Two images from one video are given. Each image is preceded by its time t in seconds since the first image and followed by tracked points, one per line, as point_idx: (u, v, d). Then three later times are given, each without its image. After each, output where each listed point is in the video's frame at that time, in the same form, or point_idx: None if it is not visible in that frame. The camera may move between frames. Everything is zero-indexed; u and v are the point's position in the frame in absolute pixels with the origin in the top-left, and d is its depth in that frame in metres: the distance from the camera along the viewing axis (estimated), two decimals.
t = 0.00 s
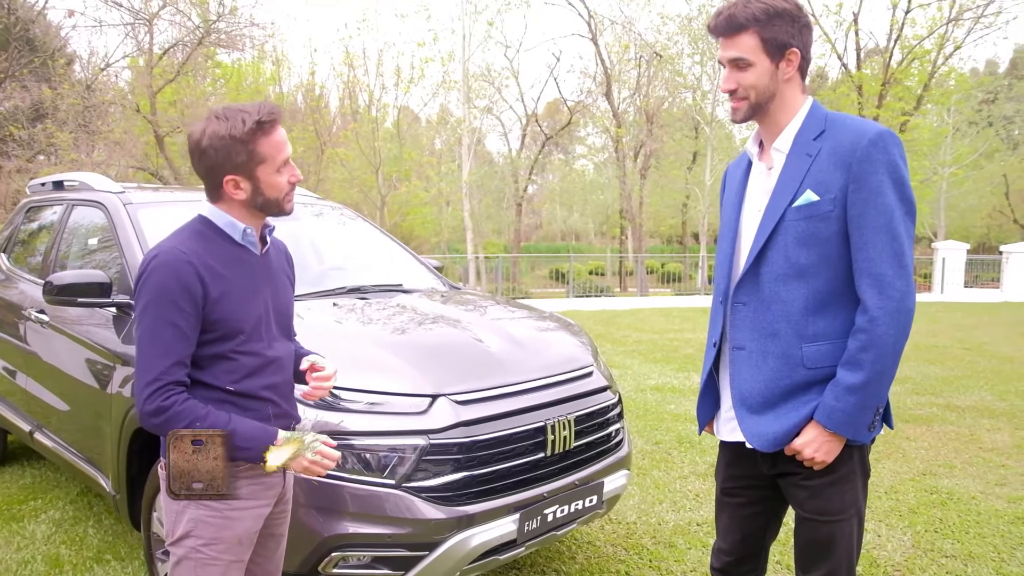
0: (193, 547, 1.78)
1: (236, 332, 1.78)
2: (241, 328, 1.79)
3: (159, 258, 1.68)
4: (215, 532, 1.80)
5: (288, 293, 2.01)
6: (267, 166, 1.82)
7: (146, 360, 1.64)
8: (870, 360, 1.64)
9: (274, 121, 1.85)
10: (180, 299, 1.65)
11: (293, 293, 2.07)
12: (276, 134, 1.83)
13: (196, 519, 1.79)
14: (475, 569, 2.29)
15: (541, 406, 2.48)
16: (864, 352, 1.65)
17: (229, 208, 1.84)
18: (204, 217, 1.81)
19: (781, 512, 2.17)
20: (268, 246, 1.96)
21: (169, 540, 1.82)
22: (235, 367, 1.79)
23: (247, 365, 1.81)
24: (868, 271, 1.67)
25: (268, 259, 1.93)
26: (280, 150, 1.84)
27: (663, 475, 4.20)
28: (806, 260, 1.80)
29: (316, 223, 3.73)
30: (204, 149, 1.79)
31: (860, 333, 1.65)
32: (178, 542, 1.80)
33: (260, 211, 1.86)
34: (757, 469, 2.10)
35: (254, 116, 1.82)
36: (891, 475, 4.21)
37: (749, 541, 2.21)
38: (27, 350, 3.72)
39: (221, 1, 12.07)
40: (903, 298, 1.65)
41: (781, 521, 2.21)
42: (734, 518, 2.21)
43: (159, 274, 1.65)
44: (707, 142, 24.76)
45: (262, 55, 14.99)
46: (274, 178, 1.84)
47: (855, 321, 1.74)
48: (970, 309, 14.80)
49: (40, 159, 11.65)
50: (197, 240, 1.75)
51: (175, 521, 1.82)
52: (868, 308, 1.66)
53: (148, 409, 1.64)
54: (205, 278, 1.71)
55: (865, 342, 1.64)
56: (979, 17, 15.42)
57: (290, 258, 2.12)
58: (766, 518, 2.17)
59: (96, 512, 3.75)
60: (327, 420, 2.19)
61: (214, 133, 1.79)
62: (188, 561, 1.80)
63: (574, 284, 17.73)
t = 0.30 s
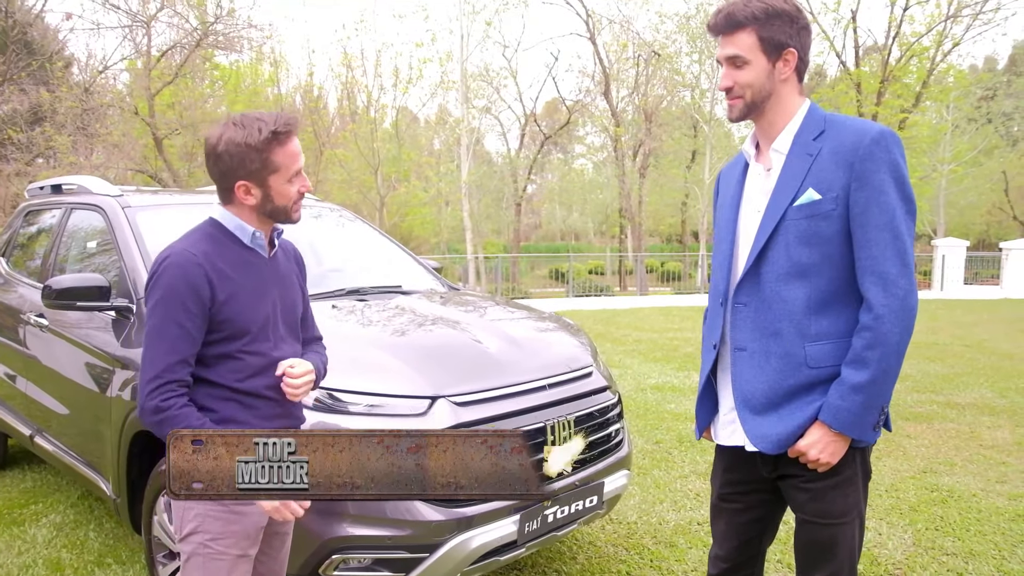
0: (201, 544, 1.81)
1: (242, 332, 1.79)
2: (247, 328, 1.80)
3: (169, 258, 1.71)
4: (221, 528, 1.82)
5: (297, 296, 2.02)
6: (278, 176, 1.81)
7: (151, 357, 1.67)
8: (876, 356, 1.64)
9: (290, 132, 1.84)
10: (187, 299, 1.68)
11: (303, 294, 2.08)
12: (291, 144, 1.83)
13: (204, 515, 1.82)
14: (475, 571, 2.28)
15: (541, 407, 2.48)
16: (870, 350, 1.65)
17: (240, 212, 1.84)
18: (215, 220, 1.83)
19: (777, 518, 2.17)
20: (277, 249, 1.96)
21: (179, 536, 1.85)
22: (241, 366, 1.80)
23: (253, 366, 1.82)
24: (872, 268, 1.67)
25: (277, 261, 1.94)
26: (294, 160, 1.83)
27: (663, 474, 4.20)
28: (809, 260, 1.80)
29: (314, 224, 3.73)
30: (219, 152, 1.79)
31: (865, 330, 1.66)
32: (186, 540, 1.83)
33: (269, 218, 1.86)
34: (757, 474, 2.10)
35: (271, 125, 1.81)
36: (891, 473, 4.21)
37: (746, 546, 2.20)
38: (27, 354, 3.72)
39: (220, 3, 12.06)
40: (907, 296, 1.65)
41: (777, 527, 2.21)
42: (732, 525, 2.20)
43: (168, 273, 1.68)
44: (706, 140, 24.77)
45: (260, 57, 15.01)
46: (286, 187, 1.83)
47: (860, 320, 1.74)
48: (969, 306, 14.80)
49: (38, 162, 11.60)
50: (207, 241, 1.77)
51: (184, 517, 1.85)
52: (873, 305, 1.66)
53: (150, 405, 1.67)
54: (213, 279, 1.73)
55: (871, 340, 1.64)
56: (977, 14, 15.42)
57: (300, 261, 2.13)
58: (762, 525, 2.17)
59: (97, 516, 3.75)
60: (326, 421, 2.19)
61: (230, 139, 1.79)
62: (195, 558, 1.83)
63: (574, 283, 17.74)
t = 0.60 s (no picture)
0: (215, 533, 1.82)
1: (248, 337, 1.78)
2: (254, 334, 1.79)
3: (183, 257, 1.72)
4: (232, 517, 1.83)
5: (309, 303, 2.00)
6: (289, 167, 1.84)
7: (149, 347, 1.68)
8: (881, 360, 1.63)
9: (298, 125, 1.89)
10: (194, 300, 1.69)
11: (317, 304, 2.06)
12: (299, 137, 1.87)
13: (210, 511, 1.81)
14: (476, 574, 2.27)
15: (541, 410, 2.48)
16: (874, 355, 1.64)
17: (256, 211, 1.87)
18: (233, 224, 1.85)
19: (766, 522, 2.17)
20: (293, 256, 1.96)
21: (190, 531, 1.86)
22: (243, 370, 1.80)
23: (255, 371, 1.81)
24: (875, 274, 1.67)
25: (292, 268, 1.93)
26: (303, 153, 1.86)
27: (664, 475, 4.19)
28: (811, 265, 1.79)
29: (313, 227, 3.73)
30: (232, 151, 1.86)
31: (870, 334, 1.64)
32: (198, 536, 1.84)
33: (285, 215, 1.87)
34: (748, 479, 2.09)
35: (280, 118, 1.87)
36: (890, 474, 4.21)
37: (737, 552, 2.19)
38: (25, 357, 3.72)
39: (219, 4, 12.05)
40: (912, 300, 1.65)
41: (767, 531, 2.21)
42: (723, 534, 2.19)
43: (178, 273, 1.69)
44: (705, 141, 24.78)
45: (260, 59, 15.05)
46: (298, 180, 1.85)
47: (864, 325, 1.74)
48: (969, 306, 14.78)
49: (38, 163, 11.55)
50: (222, 244, 1.78)
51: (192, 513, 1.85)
52: (879, 309, 1.65)
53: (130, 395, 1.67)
54: (222, 282, 1.74)
55: (876, 346, 1.64)
56: (976, 14, 15.44)
57: (318, 272, 2.12)
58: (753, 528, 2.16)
59: (96, 519, 3.74)
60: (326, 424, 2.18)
61: (243, 136, 1.86)
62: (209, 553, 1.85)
63: (574, 284, 17.69)
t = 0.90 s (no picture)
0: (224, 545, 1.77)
1: (263, 345, 1.77)
2: (269, 341, 1.78)
3: (202, 259, 1.69)
4: (245, 530, 1.80)
5: (318, 309, 1.98)
6: (331, 178, 1.84)
7: (164, 351, 1.66)
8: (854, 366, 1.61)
9: (347, 140, 1.89)
10: (211, 306, 1.67)
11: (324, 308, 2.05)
12: (345, 153, 1.87)
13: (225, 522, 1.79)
14: None
15: (539, 413, 2.48)
16: (848, 361, 1.62)
17: (284, 210, 1.84)
18: (252, 227, 1.81)
19: (746, 520, 2.15)
20: (306, 263, 1.94)
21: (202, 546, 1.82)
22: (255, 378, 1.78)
23: (267, 379, 1.79)
24: (853, 281, 1.66)
25: (306, 274, 1.92)
26: (343, 169, 1.87)
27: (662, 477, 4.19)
28: (791, 271, 1.78)
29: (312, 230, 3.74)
30: (279, 145, 1.82)
31: (846, 340, 1.63)
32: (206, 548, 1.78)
33: (308, 223, 1.86)
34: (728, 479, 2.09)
35: (334, 128, 1.86)
36: (890, 478, 4.21)
37: (721, 550, 2.16)
38: (24, 359, 3.72)
39: (219, 7, 12.08)
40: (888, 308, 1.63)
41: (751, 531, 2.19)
42: (702, 533, 2.17)
43: (196, 277, 1.65)
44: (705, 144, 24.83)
45: (259, 61, 15.12)
46: (333, 194, 1.85)
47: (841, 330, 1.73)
48: (967, 310, 14.79)
49: (38, 165, 11.55)
50: (238, 246, 1.76)
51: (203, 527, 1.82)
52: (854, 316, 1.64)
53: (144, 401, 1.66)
54: (239, 289, 1.71)
55: (850, 352, 1.62)
56: (974, 18, 15.49)
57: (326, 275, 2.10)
58: (731, 527, 2.15)
59: (94, 521, 3.74)
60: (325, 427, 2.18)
61: (293, 133, 1.83)
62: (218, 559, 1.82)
63: (573, 287, 17.66)
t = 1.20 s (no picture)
0: (257, 567, 1.77)
1: (287, 361, 1.67)
2: (292, 355, 1.68)
3: (231, 275, 1.54)
4: (276, 550, 1.79)
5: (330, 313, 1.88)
6: (364, 204, 1.75)
7: (188, 371, 1.53)
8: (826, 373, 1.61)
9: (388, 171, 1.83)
10: (242, 324, 1.54)
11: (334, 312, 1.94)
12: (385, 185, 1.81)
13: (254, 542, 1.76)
14: None
15: (536, 414, 2.47)
16: (820, 367, 1.62)
17: (307, 219, 1.69)
18: (271, 232, 1.65)
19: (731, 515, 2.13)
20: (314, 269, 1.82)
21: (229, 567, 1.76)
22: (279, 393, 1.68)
23: (290, 393, 1.70)
24: (829, 287, 1.66)
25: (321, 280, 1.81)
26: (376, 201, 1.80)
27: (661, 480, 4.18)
28: (771, 275, 1.78)
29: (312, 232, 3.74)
30: (336, 157, 1.67)
31: (820, 346, 1.63)
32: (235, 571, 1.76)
33: (324, 238, 1.75)
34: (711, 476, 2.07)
35: (386, 158, 1.79)
36: (888, 482, 4.20)
37: (704, 547, 2.14)
38: (23, 357, 3.71)
39: (220, 7, 12.05)
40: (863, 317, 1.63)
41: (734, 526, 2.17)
42: (686, 526, 2.14)
43: (226, 293, 1.52)
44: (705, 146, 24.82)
45: (260, 61, 15.15)
46: (356, 220, 1.77)
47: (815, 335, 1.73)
48: (966, 314, 14.81)
49: (38, 164, 11.53)
50: (259, 256, 1.60)
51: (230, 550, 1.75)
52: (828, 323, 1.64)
53: (172, 423, 1.55)
54: (270, 305, 1.59)
55: (823, 357, 1.62)
56: (976, 21, 15.48)
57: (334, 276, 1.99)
58: (715, 522, 2.12)
59: (92, 519, 3.73)
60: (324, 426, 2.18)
61: (352, 151, 1.70)
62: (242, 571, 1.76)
63: (572, 289, 17.68)
